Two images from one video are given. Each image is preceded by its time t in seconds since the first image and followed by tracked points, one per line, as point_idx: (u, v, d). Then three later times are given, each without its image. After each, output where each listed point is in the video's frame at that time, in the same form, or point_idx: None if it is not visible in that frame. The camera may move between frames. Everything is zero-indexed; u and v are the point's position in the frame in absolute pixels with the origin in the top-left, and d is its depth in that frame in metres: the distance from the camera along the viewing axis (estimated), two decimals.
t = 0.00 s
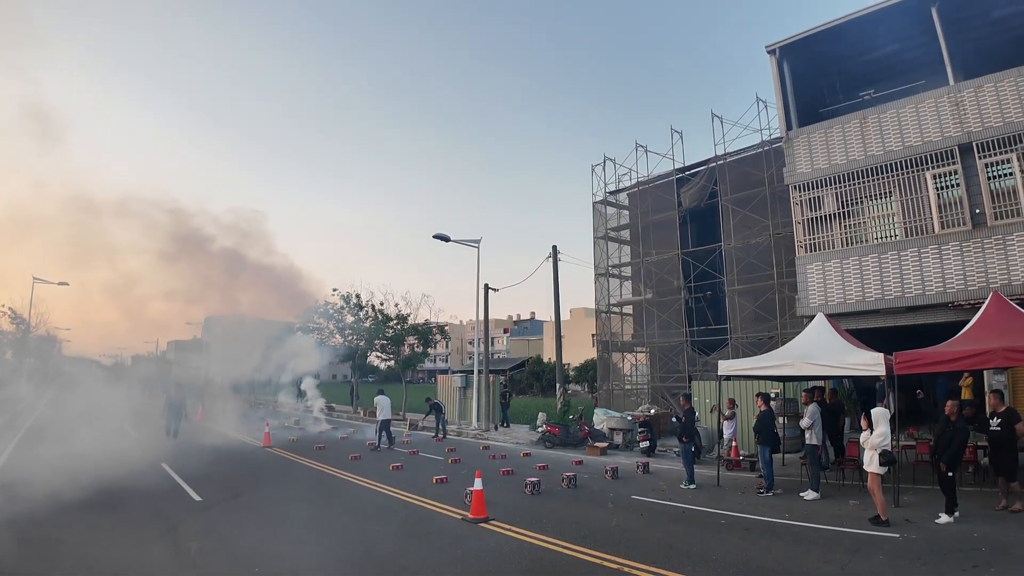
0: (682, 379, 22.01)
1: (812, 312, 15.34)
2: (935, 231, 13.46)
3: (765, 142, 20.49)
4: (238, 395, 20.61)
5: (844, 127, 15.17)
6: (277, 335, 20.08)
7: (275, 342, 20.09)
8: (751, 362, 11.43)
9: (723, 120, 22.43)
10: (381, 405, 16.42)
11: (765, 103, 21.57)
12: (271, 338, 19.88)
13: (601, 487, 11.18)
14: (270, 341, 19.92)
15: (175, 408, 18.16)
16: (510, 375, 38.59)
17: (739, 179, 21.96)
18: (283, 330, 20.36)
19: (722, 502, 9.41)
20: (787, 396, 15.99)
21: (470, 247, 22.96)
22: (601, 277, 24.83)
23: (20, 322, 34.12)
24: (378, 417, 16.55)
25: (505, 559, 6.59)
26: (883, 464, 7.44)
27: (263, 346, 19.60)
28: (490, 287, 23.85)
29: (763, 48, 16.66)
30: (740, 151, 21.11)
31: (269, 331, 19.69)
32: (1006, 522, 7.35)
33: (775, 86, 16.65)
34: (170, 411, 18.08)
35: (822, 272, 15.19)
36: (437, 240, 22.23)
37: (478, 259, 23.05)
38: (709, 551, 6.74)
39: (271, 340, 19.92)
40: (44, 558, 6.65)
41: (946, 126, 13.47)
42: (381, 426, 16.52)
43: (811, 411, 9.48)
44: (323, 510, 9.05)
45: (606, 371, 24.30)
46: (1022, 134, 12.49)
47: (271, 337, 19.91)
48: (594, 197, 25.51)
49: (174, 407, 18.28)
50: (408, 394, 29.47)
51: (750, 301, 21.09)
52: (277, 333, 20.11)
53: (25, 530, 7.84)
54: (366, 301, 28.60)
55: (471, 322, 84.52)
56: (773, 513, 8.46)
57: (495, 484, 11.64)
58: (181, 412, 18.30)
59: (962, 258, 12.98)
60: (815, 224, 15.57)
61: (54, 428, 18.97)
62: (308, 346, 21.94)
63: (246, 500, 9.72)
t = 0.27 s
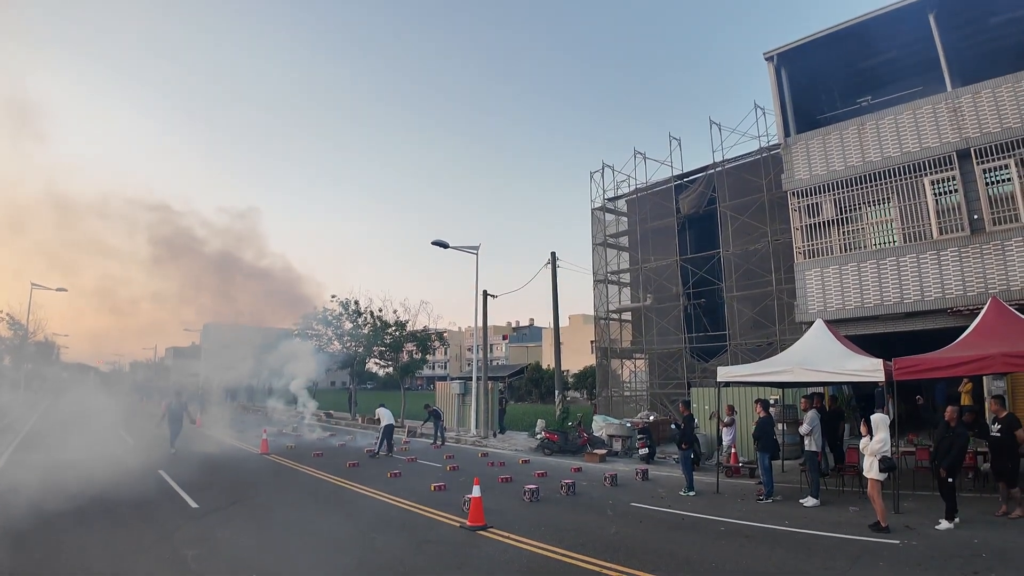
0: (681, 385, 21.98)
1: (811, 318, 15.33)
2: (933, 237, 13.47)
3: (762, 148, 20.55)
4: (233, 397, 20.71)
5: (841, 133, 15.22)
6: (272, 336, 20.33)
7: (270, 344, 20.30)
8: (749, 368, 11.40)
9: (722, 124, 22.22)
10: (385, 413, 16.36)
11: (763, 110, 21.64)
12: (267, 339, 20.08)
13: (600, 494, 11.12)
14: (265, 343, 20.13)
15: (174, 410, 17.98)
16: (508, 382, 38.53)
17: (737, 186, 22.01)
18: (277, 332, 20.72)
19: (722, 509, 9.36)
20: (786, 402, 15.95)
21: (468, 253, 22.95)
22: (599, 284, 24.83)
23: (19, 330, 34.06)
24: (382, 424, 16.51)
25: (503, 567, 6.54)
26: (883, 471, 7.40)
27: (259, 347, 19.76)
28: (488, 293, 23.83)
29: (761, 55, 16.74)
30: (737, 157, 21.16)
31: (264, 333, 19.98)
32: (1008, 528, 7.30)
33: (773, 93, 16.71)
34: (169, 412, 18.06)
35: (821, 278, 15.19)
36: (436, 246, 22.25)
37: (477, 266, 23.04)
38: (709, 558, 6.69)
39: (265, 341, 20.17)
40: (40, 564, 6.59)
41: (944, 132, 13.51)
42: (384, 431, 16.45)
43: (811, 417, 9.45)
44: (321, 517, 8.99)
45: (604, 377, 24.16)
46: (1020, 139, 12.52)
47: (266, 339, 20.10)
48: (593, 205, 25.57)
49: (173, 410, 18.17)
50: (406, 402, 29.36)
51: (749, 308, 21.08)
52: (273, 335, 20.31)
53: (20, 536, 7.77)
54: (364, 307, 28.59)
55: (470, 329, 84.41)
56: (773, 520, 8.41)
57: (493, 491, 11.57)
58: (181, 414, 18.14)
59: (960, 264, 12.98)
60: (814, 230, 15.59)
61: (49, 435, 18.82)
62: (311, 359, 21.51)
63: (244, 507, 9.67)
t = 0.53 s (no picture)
0: (679, 389, 21.95)
1: (808, 322, 15.32)
2: (931, 240, 13.46)
3: (760, 152, 20.56)
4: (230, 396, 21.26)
5: (839, 137, 15.23)
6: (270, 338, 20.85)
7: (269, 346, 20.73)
8: (747, 371, 11.37)
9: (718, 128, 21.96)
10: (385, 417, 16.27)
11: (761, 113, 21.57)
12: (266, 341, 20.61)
13: (598, 498, 11.06)
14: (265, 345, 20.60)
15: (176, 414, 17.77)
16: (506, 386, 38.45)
17: (735, 189, 22.04)
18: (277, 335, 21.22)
19: (720, 513, 9.31)
20: (784, 406, 15.91)
21: (466, 256, 22.92)
22: (598, 288, 24.84)
23: (16, 333, 33.93)
24: (380, 429, 16.42)
25: (500, 571, 6.48)
26: (881, 474, 7.37)
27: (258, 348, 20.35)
28: (486, 297, 23.80)
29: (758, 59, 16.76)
30: (735, 161, 21.18)
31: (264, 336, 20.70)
32: (1008, 532, 7.24)
33: (770, 97, 16.74)
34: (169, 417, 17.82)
35: (819, 281, 15.19)
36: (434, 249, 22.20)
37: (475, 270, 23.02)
38: (707, 562, 6.64)
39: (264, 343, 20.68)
40: (32, 568, 6.52)
41: (941, 135, 13.52)
42: (382, 434, 16.40)
43: (809, 420, 9.42)
44: (317, 521, 8.92)
45: (603, 381, 23.84)
46: (1017, 142, 12.52)
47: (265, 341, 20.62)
48: (591, 208, 25.56)
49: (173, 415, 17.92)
50: (404, 406, 29.24)
51: (746, 311, 21.08)
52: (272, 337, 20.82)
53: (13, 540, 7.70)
54: (363, 311, 28.57)
55: (468, 332, 84.27)
56: (772, 524, 8.35)
57: (490, 495, 11.50)
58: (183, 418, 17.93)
59: (958, 267, 12.97)
60: (811, 234, 15.59)
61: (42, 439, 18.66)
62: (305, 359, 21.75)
63: (239, 511, 9.60)
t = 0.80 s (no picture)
0: (677, 392, 21.93)
1: (806, 325, 15.33)
2: (928, 243, 13.48)
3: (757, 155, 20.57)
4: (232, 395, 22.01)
5: (836, 140, 15.26)
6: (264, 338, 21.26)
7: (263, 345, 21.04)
8: (744, 374, 11.36)
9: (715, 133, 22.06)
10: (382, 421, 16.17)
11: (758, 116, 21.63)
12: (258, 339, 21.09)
13: (596, 501, 11.02)
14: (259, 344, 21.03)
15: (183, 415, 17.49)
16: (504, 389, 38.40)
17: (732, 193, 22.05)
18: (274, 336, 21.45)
19: (717, 516, 9.28)
20: (782, 409, 15.90)
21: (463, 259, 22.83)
22: (595, 290, 24.87)
23: (13, 336, 33.77)
24: (376, 431, 16.34)
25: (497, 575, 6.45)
26: (878, 477, 7.35)
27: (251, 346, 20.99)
28: (484, 299, 23.76)
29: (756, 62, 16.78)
30: (732, 164, 21.18)
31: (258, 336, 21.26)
32: (1004, 534, 7.23)
33: (768, 100, 16.76)
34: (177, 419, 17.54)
35: (816, 284, 15.20)
36: (432, 252, 22.20)
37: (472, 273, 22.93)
38: (704, 565, 6.61)
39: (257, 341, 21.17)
40: (26, 571, 6.47)
41: (938, 138, 13.55)
42: (376, 438, 16.30)
43: (806, 423, 9.41)
44: (314, 525, 8.88)
45: (601, 384, 23.86)
46: (1013, 145, 12.55)
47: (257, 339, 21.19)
48: (589, 212, 25.60)
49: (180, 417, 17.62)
50: (401, 409, 29.16)
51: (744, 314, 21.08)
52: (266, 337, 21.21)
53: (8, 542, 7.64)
54: (360, 314, 28.57)
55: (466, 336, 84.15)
56: (769, 527, 8.33)
57: (487, 498, 11.45)
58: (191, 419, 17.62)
59: (955, 270, 12.98)
60: (809, 237, 15.61)
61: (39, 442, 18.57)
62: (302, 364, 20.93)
63: (235, 514, 9.55)
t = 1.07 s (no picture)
0: (675, 395, 21.93)
1: (804, 327, 15.34)
2: (926, 245, 13.51)
3: (755, 158, 20.59)
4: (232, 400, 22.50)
5: (834, 143, 15.30)
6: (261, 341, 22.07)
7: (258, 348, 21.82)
8: (743, 377, 11.34)
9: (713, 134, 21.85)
10: (374, 423, 16.16)
11: (756, 119, 21.66)
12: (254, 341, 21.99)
13: (593, 504, 11.00)
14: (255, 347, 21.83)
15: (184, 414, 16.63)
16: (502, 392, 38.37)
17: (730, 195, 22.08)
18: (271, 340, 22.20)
19: (715, 519, 9.27)
20: (780, 411, 15.90)
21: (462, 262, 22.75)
22: (593, 293, 24.80)
23: (11, 337, 33.69)
24: (370, 434, 16.25)
25: None
26: (877, 479, 7.33)
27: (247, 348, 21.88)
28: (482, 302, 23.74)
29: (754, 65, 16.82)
30: (731, 167, 21.17)
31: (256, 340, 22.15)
32: (1002, 537, 7.23)
33: (766, 103, 16.80)
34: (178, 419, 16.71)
35: (814, 287, 15.21)
36: (430, 255, 22.18)
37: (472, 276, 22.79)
38: (701, 569, 6.59)
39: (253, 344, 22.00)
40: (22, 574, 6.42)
41: (936, 141, 13.59)
42: (370, 443, 16.25)
43: (804, 426, 9.41)
44: (312, 527, 8.84)
45: (599, 387, 23.93)
46: (1011, 148, 12.58)
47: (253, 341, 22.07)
48: (586, 214, 25.49)
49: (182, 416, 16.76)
50: (399, 411, 29.10)
51: (741, 317, 21.07)
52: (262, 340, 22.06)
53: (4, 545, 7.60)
54: (358, 317, 28.53)
55: (465, 338, 84.06)
56: (767, 529, 8.32)
57: (485, 501, 11.42)
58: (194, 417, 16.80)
59: (953, 272, 13.01)
60: (806, 239, 15.64)
61: (35, 445, 18.52)
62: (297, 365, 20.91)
63: (233, 517, 9.51)
